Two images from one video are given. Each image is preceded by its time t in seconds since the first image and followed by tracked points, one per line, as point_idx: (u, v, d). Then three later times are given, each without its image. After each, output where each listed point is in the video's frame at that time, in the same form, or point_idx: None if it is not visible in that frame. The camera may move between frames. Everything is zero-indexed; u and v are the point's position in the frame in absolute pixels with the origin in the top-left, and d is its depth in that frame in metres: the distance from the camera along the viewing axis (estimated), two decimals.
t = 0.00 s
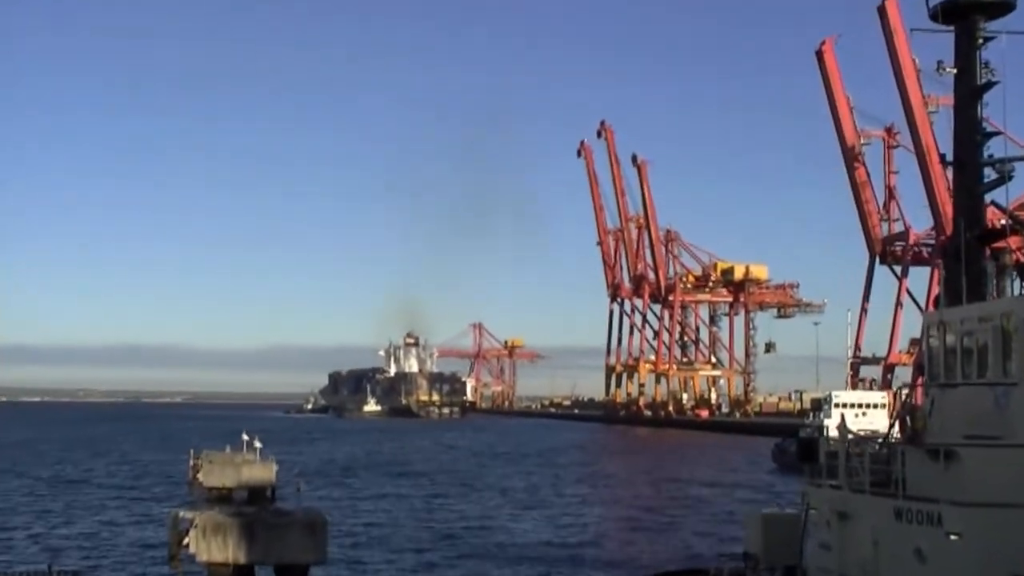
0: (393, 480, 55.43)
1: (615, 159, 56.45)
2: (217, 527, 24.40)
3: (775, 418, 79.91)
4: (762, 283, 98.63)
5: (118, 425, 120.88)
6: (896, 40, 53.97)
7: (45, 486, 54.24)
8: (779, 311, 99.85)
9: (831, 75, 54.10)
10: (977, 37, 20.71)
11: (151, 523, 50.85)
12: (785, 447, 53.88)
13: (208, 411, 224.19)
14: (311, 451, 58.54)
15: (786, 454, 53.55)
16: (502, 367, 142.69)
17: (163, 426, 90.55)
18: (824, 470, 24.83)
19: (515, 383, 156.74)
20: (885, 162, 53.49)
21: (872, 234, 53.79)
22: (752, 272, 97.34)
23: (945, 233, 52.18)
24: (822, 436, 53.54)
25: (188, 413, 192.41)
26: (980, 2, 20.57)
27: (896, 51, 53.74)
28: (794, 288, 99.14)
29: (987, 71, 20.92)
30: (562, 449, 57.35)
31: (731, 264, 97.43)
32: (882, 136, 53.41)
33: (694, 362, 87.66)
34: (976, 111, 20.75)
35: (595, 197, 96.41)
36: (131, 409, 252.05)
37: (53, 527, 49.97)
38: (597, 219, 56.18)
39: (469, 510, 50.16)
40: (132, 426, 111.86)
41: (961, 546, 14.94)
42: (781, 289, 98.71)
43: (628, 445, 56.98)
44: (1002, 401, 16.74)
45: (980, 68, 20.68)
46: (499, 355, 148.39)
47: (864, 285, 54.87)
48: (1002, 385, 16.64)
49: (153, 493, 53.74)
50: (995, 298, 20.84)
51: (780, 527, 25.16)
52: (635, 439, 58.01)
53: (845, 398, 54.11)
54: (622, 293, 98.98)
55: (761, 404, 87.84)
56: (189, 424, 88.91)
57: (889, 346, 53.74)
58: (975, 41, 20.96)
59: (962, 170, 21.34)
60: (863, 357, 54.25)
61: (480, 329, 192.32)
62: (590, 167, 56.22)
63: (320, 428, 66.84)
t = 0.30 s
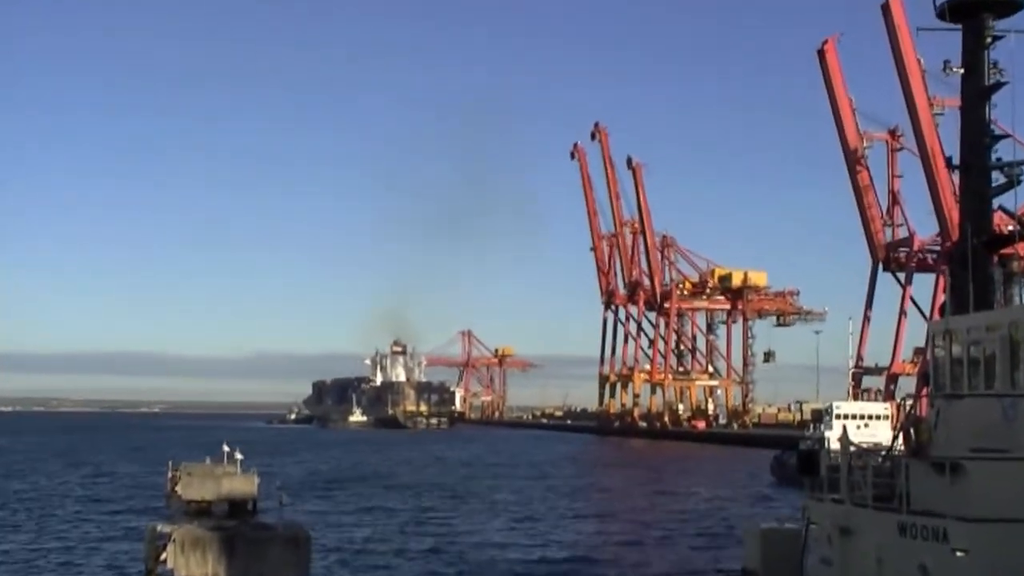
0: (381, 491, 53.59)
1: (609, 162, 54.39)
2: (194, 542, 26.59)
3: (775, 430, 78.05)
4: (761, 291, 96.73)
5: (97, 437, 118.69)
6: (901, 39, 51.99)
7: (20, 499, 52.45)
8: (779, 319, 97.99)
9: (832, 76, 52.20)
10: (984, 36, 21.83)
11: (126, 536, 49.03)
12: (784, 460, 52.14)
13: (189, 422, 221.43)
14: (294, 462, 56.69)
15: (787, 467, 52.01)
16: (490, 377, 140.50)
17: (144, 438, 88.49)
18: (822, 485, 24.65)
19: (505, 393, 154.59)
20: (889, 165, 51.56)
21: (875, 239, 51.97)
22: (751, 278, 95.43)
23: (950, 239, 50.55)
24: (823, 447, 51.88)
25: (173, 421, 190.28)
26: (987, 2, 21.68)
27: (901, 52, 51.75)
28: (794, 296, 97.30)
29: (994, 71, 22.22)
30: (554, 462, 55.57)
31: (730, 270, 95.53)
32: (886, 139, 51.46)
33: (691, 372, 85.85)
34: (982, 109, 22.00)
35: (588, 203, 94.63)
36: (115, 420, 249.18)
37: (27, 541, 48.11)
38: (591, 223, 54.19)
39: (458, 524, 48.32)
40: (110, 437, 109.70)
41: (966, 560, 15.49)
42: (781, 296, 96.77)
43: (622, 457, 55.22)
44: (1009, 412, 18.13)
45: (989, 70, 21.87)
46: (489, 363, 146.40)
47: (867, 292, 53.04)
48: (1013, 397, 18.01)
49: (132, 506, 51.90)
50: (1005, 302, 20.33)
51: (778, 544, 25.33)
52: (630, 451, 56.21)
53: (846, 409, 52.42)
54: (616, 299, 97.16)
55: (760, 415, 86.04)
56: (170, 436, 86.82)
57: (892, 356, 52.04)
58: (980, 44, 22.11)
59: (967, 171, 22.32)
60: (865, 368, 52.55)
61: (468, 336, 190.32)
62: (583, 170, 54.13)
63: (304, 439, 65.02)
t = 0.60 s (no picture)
0: (373, 495, 51.50)
1: (611, 155, 52.30)
2: (178, 549, 26.00)
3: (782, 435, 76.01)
4: (769, 290, 94.57)
5: (84, 437, 116.72)
6: (915, 29, 50.10)
7: None
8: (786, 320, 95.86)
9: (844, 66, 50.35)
10: (1006, 26, 18.83)
11: (106, 541, 47.04)
12: (792, 466, 50.12)
13: (179, 422, 219.36)
14: (282, 465, 54.65)
15: (794, 472, 49.99)
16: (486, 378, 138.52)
17: (131, 437, 86.51)
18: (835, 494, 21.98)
19: (501, 395, 152.59)
20: (901, 160, 49.47)
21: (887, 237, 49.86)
22: (757, 277, 93.29)
23: (966, 236, 48.47)
24: (833, 452, 49.83)
25: (163, 423, 187.92)
26: None
27: (916, 42, 49.82)
28: (802, 295, 95.10)
29: (1016, 64, 19.26)
30: (553, 466, 53.53)
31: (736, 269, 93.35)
32: (899, 132, 49.46)
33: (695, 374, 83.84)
34: (1001, 102, 19.08)
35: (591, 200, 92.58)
36: (105, 420, 246.98)
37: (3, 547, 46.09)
38: (592, 219, 52.13)
39: (452, 531, 46.28)
40: (96, 437, 107.72)
41: None
42: (789, 295, 94.62)
43: (623, 463, 53.16)
44: None
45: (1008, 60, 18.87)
46: (485, 364, 144.42)
47: (879, 292, 50.96)
48: None
49: (113, 512, 49.86)
50: None
51: (788, 550, 22.25)
52: (632, 456, 54.16)
53: (856, 414, 50.39)
54: (617, 298, 95.18)
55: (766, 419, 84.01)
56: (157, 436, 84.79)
57: (904, 359, 49.96)
58: (1000, 35, 19.17)
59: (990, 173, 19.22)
60: (876, 371, 50.48)
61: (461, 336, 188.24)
62: (585, 163, 52.02)
63: (293, 441, 63.13)
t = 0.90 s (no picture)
0: (368, 497, 49.76)
1: (616, 147, 50.58)
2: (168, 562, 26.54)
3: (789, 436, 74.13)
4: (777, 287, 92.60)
5: (74, 436, 114.96)
6: (931, 17, 48.41)
7: None
8: (794, 317, 93.94)
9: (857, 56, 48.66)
10: None
11: (88, 545, 45.33)
12: (801, 469, 48.32)
13: (174, 422, 217.34)
14: (274, 467, 52.92)
15: (802, 475, 48.25)
16: (485, 377, 136.62)
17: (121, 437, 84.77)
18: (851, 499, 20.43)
19: (500, 395, 150.69)
20: (917, 152, 47.77)
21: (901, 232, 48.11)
22: (765, 274, 91.27)
23: (983, 231, 46.77)
24: (843, 455, 48.07)
25: (155, 425, 186.05)
26: None
27: (932, 30, 48.13)
28: (811, 292, 93.09)
29: None
30: (553, 469, 51.78)
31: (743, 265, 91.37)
32: (914, 123, 47.79)
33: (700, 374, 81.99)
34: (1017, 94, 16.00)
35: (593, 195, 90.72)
36: (100, 420, 244.97)
37: None
38: (595, 213, 50.41)
39: (447, 536, 44.54)
40: (87, 436, 105.98)
41: None
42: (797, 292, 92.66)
43: (627, 465, 51.39)
44: None
45: None
46: (483, 364, 142.57)
47: (892, 289, 49.21)
48: None
49: (98, 515, 48.20)
50: None
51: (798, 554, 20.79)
52: (635, 458, 52.36)
53: (867, 415, 48.62)
54: (620, 295, 93.48)
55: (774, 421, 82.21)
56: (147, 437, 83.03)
57: (918, 358, 48.14)
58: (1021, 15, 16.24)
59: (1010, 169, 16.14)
60: (889, 370, 48.62)
61: (459, 335, 186.43)
62: (587, 155, 50.29)
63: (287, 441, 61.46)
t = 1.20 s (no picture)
0: (352, 514, 47.72)
1: (611, 149, 48.60)
2: None
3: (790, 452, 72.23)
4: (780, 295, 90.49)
5: (55, 450, 112.87)
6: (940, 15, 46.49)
7: None
8: (798, 326, 91.87)
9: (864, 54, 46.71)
10: None
11: (59, 563, 43.34)
12: (805, 487, 46.43)
13: (158, 433, 215.03)
14: (255, 482, 50.95)
15: (806, 492, 46.24)
16: (475, 388, 134.62)
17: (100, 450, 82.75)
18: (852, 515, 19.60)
19: (490, 407, 148.68)
20: (925, 155, 45.74)
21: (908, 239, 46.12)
22: (768, 280, 89.17)
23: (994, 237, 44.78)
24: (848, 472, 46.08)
25: (139, 438, 183.94)
26: None
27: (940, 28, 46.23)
28: (815, 301, 90.97)
29: None
30: (546, 485, 49.80)
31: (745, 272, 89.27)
32: (922, 125, 45.80)
33: (699, 387, 80.15)
34: None
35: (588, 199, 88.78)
36: (84, 430, 242.56)
37: None
38: (589, 218, 48.42)
39: (433, 554, 42.54)
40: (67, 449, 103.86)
41: None
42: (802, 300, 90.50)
43: (622, 481, 49.42)
44: None
45: None
46: (473, 374, 140.58)
47: (898, 298, 47.21)
48: None
49: (70, 534, 46.23)
50: None
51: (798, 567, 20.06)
52: (631, 473, 50.40)
53: (873, 429, 46.62)
54: (616, 303, 91.47)
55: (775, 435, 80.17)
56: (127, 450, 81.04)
57: (927, 370, 46.19)
58: None
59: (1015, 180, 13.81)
60: (896, 384, 46.65)
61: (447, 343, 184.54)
62: (580, 158, 48.33)
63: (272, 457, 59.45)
